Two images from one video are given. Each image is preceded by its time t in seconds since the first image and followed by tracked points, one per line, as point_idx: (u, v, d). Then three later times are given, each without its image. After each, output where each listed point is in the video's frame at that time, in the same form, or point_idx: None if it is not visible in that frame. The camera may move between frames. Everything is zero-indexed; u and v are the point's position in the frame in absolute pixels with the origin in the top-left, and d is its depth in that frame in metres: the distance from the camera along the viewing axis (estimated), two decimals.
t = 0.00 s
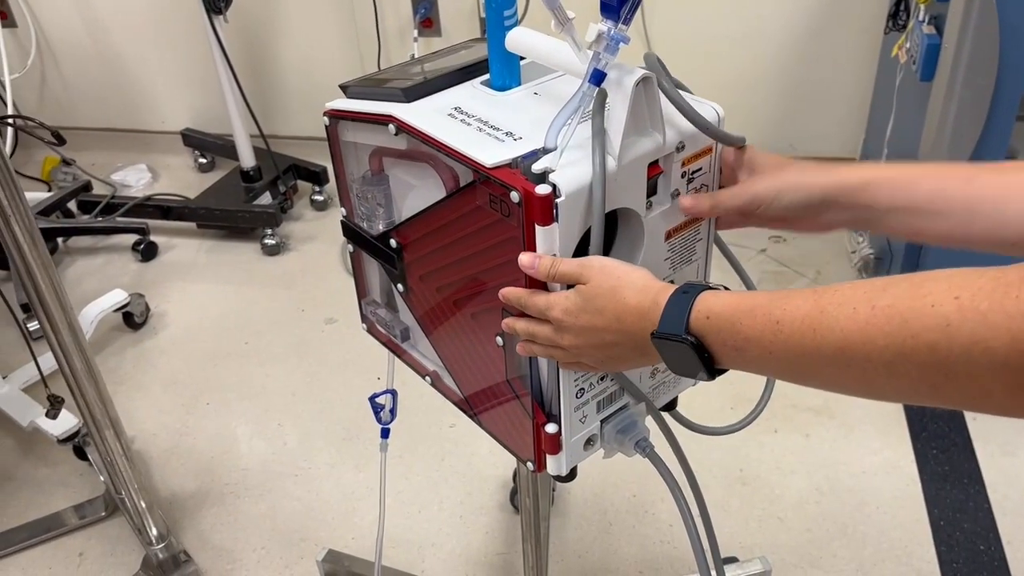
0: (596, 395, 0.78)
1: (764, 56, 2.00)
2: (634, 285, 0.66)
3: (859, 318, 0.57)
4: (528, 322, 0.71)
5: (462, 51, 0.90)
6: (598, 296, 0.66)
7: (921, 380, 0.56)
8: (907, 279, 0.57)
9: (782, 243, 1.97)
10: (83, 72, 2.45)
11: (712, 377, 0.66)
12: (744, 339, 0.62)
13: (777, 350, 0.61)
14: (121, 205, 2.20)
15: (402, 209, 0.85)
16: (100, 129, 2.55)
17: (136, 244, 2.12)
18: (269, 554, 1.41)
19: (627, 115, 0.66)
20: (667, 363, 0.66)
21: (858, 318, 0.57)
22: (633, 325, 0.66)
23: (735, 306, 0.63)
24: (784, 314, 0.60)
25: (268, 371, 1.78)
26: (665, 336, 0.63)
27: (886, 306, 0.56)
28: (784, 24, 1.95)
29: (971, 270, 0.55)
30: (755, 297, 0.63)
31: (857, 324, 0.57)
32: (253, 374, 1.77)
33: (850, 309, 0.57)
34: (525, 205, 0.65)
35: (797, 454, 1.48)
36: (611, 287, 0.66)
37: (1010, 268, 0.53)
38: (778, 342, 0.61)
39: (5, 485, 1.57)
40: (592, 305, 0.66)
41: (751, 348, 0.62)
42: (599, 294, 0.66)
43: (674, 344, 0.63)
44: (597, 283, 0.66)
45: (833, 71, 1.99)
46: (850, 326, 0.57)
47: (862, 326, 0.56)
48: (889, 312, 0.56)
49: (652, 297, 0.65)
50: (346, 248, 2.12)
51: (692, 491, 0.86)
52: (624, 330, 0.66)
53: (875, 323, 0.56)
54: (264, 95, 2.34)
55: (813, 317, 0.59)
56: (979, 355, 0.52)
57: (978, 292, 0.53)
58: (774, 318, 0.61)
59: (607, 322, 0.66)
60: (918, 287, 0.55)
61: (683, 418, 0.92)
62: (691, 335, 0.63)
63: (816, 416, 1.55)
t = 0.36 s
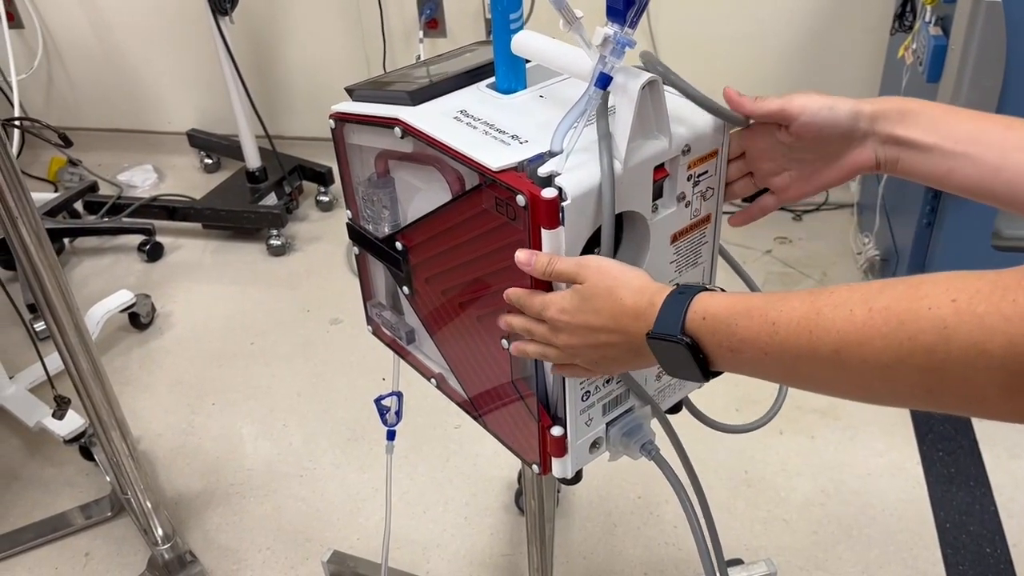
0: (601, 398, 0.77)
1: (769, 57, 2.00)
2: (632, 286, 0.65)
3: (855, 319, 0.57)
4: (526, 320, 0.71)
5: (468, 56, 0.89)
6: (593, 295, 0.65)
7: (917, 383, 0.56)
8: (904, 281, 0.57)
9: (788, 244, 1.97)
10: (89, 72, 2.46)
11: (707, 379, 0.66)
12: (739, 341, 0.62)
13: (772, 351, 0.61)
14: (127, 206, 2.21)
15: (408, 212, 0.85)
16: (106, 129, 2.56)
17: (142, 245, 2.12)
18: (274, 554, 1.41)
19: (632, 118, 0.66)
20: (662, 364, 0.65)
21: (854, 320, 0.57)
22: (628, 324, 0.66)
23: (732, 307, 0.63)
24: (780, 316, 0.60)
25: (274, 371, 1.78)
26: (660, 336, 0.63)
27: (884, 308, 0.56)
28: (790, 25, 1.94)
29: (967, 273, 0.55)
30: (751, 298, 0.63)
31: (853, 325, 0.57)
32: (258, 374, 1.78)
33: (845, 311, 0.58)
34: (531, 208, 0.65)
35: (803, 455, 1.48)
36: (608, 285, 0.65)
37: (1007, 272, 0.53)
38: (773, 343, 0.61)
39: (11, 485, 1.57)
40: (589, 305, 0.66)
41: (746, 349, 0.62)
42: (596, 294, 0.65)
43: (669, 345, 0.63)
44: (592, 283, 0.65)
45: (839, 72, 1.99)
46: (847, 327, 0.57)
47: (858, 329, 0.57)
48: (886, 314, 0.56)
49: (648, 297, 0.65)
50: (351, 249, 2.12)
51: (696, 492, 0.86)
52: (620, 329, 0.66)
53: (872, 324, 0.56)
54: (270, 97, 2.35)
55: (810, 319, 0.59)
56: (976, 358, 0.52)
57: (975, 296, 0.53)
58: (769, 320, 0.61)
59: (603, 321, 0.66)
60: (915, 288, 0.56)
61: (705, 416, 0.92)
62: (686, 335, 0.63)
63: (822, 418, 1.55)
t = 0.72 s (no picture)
0: (611, 398, 0.77)
1: (772, 56, 2.00)
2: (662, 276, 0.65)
3: (879, 316, 0.57)
4: (536, 296, 0.70)
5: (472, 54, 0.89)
6: (621, 276, 0.65)
7: (940, 383, 0.55)
8: (930, 279, 0.56)
9: (791, 243, 1.96)
10: (92, 73, 2.46)
11: (728, 368, 0.65)
12: (762, 332, 0.62)
13: (795, 344, 0.60)
14: (129, 206, 2.21)
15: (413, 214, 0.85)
16: (108, 129, 2.56)
17: (144, 245, 2.12)
18: (277, 554, 1.41)
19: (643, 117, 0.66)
20: (682, 348, 0.65)
21: (879, 317, 0.57)
22: (652, 311, 0.65)
23: (758, 297, 0.62)
24: (805, 310, 0.60)
25: (276, 371, 1.78)
26: (684, 322, 0.63)
27: (910, 307, 0.56)
28: (793, 24, 1.94)
29: (994, 273, 0.54)
30: (776, 290, 0.62)
31: (878, 322, 0.56)
32: (261, 374, 1.78)
33: (870, 307, 0.57)
34: (544, 208, 0.65)
35: (807, 456, 1.48)
36: (639, 268, 0.65)
37: None
38: (796, 336, 0.60)
39: (14, 484, 1.57)
40: (614, 287, 0.66)
41: (768, 340, 0.62)
42: (625, 277, 0.65)
43: (693, 330, 0.63)
44: (624, 265, 0.65)
45: (842, 72, 1.98)
46: (872, 324, 0.57)
47: (881, 326, 0.56)
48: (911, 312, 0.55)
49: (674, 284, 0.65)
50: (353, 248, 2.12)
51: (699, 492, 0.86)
52: (640, 313, 0.65)
53: (899, 321, 0.56)
54: (272, 97, 2.35)
55: (834, 313, 0.58)
56: (1000, 361, 0.52)
57: (1004, 298, 0.52)
58: (794, 312, 0.60)
59: (626, 304, 0.66)
60: (943, 287, 0.55)
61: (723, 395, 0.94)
62: (707, 320, 0.62)
63: (825, 418, 1.55)
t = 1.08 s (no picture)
0: (670, 381, 0.80)
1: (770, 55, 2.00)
2: (783, 249, 0.67)
3: (988, 325, 0.62)
4: (618, 291, 0.69)
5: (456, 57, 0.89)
6: (739, 252, 0.67)
7: None
8: None
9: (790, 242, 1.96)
10: (90, 73, 2.46)
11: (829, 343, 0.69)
12: (871, 320, 0.66)
13: (904, 335, 0.65)
14: (127, 206, 2.21)
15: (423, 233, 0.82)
16: (105, 130, 2.56)
17: (142, 245, 2.12)
18: (277, 555, 1.41)
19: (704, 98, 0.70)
20: (793, 324, 0.68)
21: (989, 325, 0.62)
22: (767, 285, 0.67)
23: (872, 286, 0.65)
24: (914, 303, 0.64)
25: (275, 371, 1.78)
26: (797, 303, 0.66)
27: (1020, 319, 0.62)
28: (791, 23, 1.94)
29: None
30: (883, 280, 0.65)
31: (987, 330, 0.62)
32: (260, 374, 1.78)
33: (981, 314, 0.63)
34: (627, 201, 0.65)
35: (806, 454, 1.48)
36: (754, 236, 0.67)
37: None
38: (907, 330, 0.64)
39: (13, 485, 1.57)
40: (729, 259, 0.67)
41: (874, 328, 0.66)
42: (742, 249, 0.67)
43: (804, 310, 0.66)
44: (738, 241, 0.67)
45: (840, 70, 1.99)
46: (986, 331, 0.62)
47: (988, 335, 0.62)
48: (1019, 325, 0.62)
49: (789, 259, 0.66)
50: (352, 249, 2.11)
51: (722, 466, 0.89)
52: (754, 289, 0.67)
53: (1005, 330, 0.62)
54: (270, 98, 2.34)
55: (946, 314, 0.64)
56: None
57: None
58: (909, 307, 0.64)
59: (739, 280, 0.67)
60: None
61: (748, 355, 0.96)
62: (817, 302, 0.65)
63: (824, 416, 1.54)
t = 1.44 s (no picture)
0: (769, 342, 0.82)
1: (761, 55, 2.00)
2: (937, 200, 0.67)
3: None
4: (767, 259, 0.69)
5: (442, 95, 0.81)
6: (893, 204, 0.68)
7: None
8: None
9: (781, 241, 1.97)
10: (80, 77, 2.45)
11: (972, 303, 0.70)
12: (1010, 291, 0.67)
13: None
14: (118, 210, 2.20)
15: (502, 278, 0.74)
16: (96, 134, 2.55)
17: (133, 249, 2.11)
18: (271, 558, 1.41)
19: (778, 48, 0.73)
20: (938, 279, 0.69)
21: None
22: (914, 243, 0.68)
23: None
24: None
25: (268, 374, 1.78)
26: (942, 258, 0.67)
27: None
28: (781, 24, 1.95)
29: None
30: None
31: None
32: (253, 377, 1.77)
33: None
34: (776, 171, 0.66)
35: (800, 452, 1.48)
36: (911, 191, 0.67)
37: None
38: None
39: (5, 491, 1.56)
40: (879, 217, 0.68)
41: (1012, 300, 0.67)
42: (893, 205, 0.68)
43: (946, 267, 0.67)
44: (892, 196, 0.68)
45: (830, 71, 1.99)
46: None
47: None
48: None
49: (944, 216, 0.67)
50: (344, 251, 2.11)
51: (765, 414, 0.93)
52: (902, 245, 0.68)
53: None
54: (261, 100, 2.34)
55: None
56: None
57: None
58: None
59: (893, 237, 0.68)
60: None
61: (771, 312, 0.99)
62: (961, 262, 0.67)
63: (818, 414, 1.55)
